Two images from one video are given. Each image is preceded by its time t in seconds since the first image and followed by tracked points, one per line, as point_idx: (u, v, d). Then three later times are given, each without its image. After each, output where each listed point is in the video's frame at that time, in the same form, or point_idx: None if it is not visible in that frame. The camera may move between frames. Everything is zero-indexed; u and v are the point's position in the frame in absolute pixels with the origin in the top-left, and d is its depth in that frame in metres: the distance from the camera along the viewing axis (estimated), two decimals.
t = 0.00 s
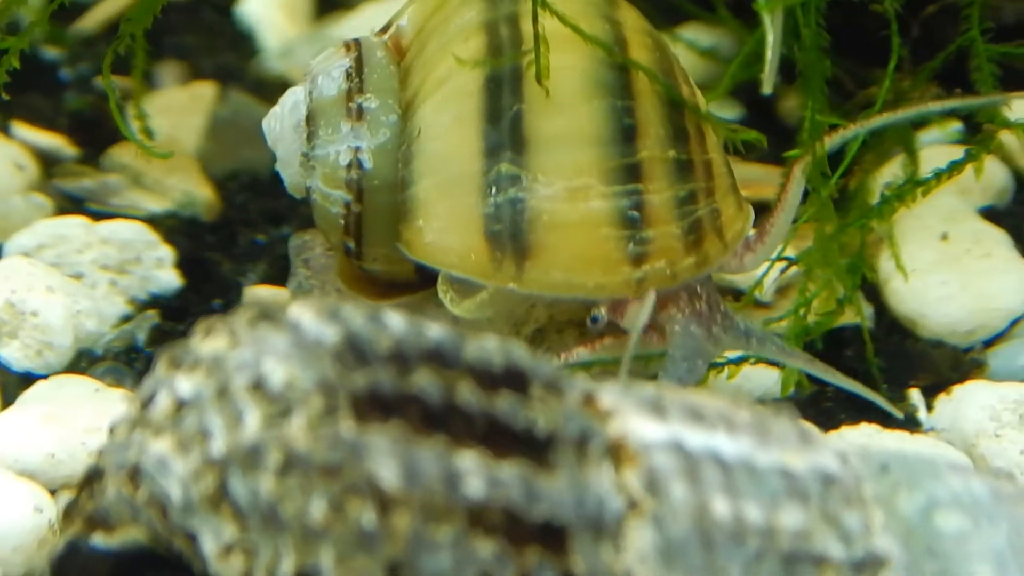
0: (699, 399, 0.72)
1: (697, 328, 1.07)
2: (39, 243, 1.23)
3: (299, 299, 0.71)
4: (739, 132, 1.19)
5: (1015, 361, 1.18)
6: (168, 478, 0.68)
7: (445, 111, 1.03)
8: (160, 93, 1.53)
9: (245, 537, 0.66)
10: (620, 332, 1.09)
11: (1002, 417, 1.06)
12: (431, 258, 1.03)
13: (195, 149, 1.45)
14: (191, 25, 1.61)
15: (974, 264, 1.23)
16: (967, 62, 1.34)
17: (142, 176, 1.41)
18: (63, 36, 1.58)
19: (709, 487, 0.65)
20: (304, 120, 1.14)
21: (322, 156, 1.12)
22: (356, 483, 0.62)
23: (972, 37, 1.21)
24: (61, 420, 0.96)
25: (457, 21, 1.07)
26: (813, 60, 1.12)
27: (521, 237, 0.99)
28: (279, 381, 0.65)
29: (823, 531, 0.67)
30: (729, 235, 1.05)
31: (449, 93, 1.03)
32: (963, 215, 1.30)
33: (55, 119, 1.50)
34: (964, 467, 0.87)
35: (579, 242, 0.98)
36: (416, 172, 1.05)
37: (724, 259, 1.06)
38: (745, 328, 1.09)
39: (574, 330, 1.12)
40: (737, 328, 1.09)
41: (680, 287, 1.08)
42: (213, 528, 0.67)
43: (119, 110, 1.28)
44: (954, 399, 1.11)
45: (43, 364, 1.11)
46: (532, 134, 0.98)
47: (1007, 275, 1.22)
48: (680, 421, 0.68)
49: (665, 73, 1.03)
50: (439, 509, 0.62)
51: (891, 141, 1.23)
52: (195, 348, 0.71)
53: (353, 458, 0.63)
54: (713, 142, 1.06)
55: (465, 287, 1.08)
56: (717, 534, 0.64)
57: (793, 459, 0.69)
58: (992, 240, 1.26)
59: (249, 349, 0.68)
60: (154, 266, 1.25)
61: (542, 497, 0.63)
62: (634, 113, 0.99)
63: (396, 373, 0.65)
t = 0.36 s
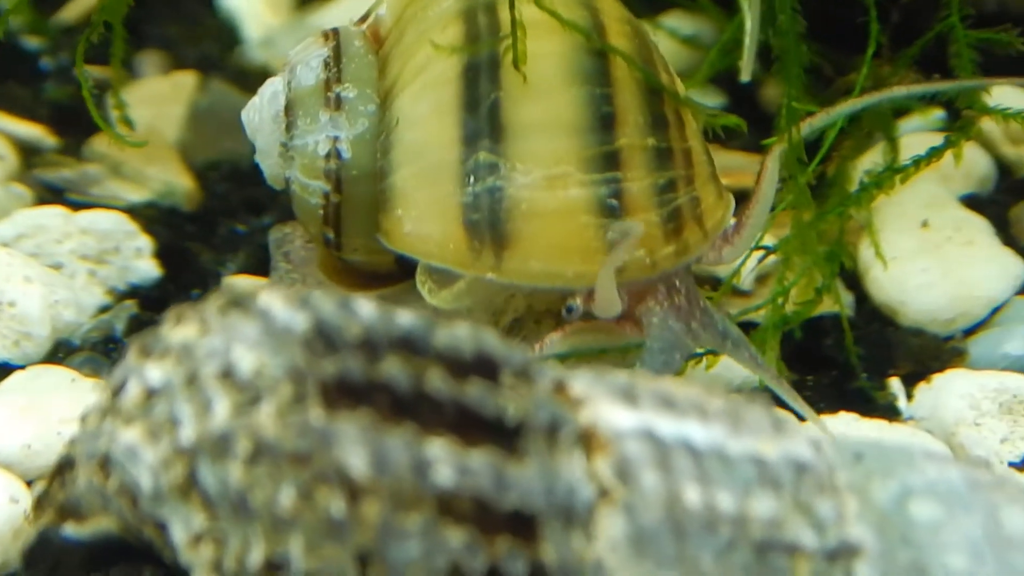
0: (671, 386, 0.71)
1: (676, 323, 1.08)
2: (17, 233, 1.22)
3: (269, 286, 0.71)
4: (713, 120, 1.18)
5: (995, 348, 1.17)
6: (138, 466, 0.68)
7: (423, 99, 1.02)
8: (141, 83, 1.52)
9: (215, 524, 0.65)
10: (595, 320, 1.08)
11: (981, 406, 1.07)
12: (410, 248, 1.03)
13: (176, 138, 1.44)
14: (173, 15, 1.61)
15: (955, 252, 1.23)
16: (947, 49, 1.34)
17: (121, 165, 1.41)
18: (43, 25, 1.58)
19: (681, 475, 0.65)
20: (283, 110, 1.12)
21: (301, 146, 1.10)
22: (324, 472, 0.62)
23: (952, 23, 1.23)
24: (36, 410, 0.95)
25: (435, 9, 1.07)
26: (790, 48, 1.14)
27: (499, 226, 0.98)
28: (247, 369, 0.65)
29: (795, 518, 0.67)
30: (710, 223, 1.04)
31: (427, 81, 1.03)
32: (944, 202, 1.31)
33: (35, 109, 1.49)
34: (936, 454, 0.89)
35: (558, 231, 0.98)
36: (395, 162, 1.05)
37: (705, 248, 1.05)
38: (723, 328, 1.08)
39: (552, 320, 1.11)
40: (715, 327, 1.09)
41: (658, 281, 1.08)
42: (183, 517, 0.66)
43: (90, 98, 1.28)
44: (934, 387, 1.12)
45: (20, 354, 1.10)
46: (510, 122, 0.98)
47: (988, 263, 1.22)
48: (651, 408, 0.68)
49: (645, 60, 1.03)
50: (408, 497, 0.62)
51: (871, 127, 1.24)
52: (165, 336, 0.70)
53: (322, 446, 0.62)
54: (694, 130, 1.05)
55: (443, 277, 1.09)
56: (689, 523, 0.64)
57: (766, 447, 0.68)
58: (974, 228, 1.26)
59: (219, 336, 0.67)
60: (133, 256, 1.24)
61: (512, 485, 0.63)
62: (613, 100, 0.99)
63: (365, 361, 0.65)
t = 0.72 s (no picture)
0: (630, 379, 0.73)
1: (637, 324, 1.08)
2: None
3: (234, 282, 0.71)
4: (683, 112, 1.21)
5: (959, 339, 1.20)
6: (105, 460, 0.68)
7: (391, 98, 1.03)
8: (116, 78, 1.53)
9: (180, 517, 0.66)
10: (559, 321, 1.10)
11: (944, 396, 1.09)
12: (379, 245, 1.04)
13: (150, 133, 1.45)
14: (147, 10, 1.61)
15: (919, 244, 1.25)
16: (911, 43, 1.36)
17: (96, 161, 1.40)
18: (20, 21, 1.59)
19: (639, 468, 0.67)
20: (254, 109, 1.12)
21: (271, 145, 1.11)
22: (287, 465, 0.63)
23: (917, 17, 1.24)
24: (9, 404, 0.95)
25: (402, 9, 1.07)
26: (755, 44, 1.15)
27: (467, 223, 1.00)
28: (211, 365, 0.66)
29: (752, 510, 0.68)
30: (676, 218, 1.06)
31: (394, 80, 1.03)
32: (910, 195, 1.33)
33: (11, 105, 1.49)
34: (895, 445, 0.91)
35: (525, 227, 0.99)
36: (364, 160, 1.05)
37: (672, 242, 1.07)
38: (684, 333, 1.08)
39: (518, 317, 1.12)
40: (676, 331, 1.09)
41: (622, 280, 1.10)
42: (149, 510, 0.67)
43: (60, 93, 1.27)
44: (898, 377, 1.14)
45: None
46: (477, 120, 0.99)
47: (953, 256, 1.23)
48: (610, 402, 0.69)
49: (610, 58, 1.04)
50: (369, 490, 0.63)
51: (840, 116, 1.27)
52: (131, 332, 0.70)
53: (285, 440, 0.63)
54: (659, 126, 1.07)
55: (411, 273, 1.10)
56: (648, 515, 0.66)
57: (724, 440, 0.70)
58: (938, 221, 1.28)
59: (184, 333, 0.68)
60: (106, 251, 1.25)
61: (471, 479, 0.64)
62: (579, 97, 1.00)
63: (327, 357, 0.66)
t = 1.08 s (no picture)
0: (607, 374, 0.74)
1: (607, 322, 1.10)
2: None
3: (217, 277, 0.72)
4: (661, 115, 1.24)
5: (932, 337, 1.22)
6: (91, 452, 0.69)
7: (372, 96, 1.04)
8: (98, 77, 1.53)
9: (164, 509, 0.67)
10: (532, 322, 1.12)
11: (917, 393, 1.11)
12: (360, 241, 1.05)
13: (132, 131, 1.45)
14: (130, 9, 1.62)
15: (891, 242, 1.27)
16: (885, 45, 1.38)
17: (81, 159, 1.40)
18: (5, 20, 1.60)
19: (616, 462, 0.68)
20: (238, 109, 1.13)
21: (255, 143, 1.11)
22: (269, 457, 0.64)
23: (889, 19, 1.26)
24: None
25: (383, 9, 1.08)
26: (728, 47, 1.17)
27: (447, 218, 1.01)
28: (195, 358, 0.67)
29: (727, 503, 0.70)
30: (654, 214, 1.07)
31: (376, 77, 1.04)
32: (882, 194, 1.35)
33: None
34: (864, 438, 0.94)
35: (504, 223, 1.00)
36: (346, 156, 1.06)
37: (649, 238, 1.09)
38: (655, 335, 1.10)
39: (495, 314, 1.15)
40: (648, 333, 1.10)
41: (599, 280, 1.11)
42: (133, 501, 0.68)
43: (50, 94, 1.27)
44: (872, 374, 1.16)
45: None
46: (457, 117, 1.00)
47: (925, 254, 1.26)
48: (588, 397, 0.70)
49: (589, 56, 1.05)
50: (350, 482, 0.64)
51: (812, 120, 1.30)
52: (116, 326, 0.71)
53: (268, 433, 0.64)
54: (637, 124, 1.08)
55: (392, 267, 1.10)
56: (625, 508, 0.67)
57: (699, 435, 0.71)
58: (911, 219, 1.31)
59: (168, 328, 0.68)
60: (90, 247, 1.25)
61: (451, 472, 0.65)
62: (557, 95, 1.01)
63: (310, 351, 0.67)
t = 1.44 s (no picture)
0: (605, 375, 0.75)
1: (597, 320, 1.10)
2: None
3: (221, 278, 0.73)
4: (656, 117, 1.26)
5: (924, 336, 1.23)
6: (95, 450, 0.70)
7: (371, 96, 1.05)
8: (99, 75, 1.54)
9: (168, 506, 0.67)
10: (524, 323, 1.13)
11: (909, 391, 1.13)
12: (360, 239, 1.05)
13: (130, 129, 1.46)
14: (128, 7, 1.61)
15: (884, 241, 1.28)
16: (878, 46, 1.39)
17: (80, 156, 1.41)
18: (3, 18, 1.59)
19: (613, 461, 0.69)
20: (241, 109, 1.14)
21: (257, 142, 1.12)
22: (272, 454, 0.65)
23: (882, 21, 1.27)
24: None
25: (385, 10, 1.09)
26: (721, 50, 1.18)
27: (445, 216, 1.02)
28: (199, 358, 0.67)
29: (722, 502, 0.71)
30: (650, 214, 1.09)
31: (376, 77, 1.05)
32: (874, 194, 1.36)
33: None
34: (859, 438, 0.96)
35: (501, 221, 1.01)
36: (346, 155, 1.07)
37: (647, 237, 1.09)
38: (644, 336, 1.10)
39: (490, 312, 1.15)
40: (637, 334, 1.10)
41: (592, 278, 1.12)
42: (137, 499, 0.69)
43: (56, 94, 1.28)
44: (864, 373, 1.17)
45: None
46: (455, 116, 1.01)
47: (918, 253, 1.27)
48: (585, 397, 0.72)
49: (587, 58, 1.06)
50: (351, 481, 0.65)
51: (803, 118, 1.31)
52: (121, 326, 0.72)
53: (270, 432, 0.65)
54: (634, 125, 1.09)
55: (389, 264, 1.11)
56: (621, 506, 0.68)
57: (695, 434, 0.72)
58: (903, 218, 1.32)
59: (172, 328, 0.69)
60: (91, 245, 1.26)
61: (451, 470, 0.66)
62: (555, 95, 1.02)
63: (312, 351, 0.68)
